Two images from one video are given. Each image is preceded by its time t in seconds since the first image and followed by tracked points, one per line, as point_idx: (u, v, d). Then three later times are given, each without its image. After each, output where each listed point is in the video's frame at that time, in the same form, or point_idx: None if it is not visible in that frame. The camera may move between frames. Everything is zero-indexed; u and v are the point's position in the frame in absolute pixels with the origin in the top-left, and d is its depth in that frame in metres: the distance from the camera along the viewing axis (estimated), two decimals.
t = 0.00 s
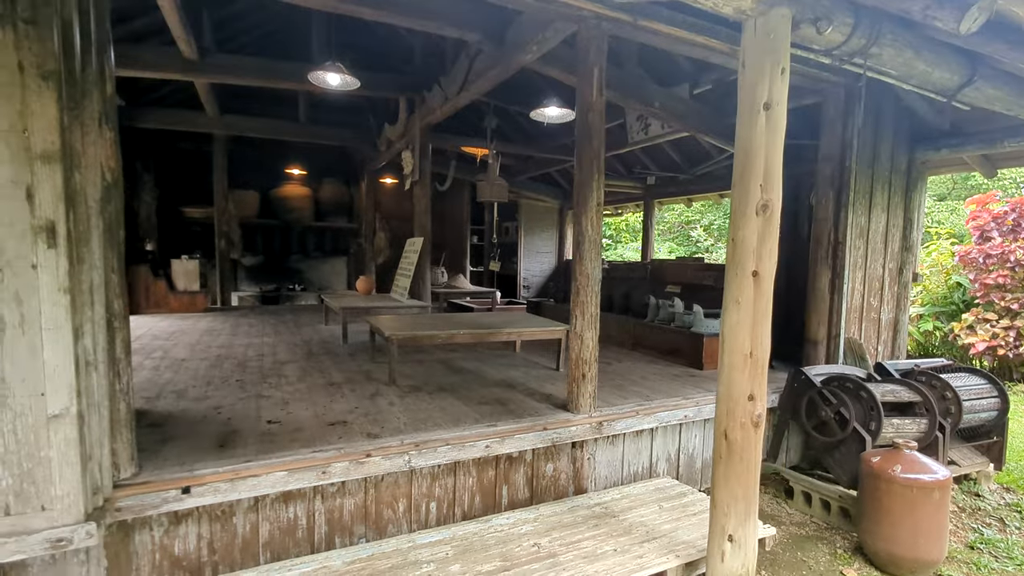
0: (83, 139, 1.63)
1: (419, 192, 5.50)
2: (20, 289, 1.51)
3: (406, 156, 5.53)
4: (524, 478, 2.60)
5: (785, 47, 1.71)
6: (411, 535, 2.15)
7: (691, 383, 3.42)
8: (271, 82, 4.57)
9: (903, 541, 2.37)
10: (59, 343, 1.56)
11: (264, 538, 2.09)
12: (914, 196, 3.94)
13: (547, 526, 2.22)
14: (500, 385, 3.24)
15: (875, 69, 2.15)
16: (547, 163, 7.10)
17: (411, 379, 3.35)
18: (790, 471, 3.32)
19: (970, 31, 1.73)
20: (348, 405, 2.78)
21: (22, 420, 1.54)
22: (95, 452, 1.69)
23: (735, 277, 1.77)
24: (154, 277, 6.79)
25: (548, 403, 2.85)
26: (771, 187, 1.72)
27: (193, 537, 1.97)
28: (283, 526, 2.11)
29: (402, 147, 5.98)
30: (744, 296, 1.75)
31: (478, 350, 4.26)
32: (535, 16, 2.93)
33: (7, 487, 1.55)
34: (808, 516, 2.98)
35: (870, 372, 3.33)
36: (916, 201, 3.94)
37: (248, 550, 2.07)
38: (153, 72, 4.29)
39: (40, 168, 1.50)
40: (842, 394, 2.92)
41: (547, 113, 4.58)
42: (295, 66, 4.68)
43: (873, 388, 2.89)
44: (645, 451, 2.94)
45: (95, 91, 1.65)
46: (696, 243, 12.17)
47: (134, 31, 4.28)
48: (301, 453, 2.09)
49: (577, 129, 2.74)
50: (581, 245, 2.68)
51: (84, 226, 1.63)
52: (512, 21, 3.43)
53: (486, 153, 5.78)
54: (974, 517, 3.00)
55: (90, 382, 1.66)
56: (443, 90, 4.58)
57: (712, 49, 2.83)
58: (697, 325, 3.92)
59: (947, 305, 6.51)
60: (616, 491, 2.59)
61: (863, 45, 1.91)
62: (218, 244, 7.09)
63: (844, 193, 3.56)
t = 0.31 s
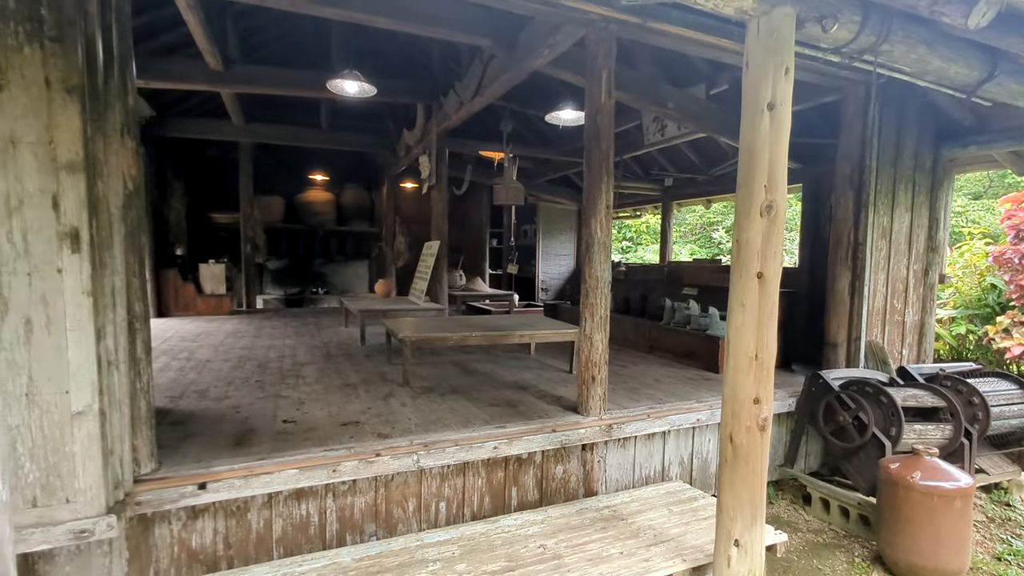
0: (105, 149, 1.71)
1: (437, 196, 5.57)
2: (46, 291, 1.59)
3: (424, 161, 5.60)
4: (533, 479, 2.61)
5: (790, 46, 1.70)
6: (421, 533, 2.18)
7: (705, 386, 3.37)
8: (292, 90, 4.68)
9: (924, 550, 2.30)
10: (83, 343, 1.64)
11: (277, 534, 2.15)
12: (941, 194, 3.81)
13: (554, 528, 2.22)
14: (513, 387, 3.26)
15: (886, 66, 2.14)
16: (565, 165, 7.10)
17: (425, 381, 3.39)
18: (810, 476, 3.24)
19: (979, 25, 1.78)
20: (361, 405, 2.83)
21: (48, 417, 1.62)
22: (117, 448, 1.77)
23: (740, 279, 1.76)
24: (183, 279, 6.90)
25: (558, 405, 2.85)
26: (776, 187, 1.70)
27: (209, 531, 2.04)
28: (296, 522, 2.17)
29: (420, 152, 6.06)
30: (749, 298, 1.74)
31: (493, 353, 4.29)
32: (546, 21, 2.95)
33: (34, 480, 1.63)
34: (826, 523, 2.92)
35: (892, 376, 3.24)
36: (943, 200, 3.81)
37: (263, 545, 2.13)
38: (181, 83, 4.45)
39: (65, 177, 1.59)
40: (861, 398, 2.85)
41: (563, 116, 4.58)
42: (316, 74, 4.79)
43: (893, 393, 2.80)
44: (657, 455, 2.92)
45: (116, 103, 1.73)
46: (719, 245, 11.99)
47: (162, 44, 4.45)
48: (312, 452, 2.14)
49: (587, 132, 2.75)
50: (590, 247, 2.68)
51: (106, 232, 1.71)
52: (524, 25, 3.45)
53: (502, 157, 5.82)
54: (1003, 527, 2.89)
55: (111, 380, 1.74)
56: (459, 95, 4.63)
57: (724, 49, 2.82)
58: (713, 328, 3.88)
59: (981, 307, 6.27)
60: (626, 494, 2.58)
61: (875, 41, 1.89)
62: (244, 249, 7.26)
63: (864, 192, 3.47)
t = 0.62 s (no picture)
0: (128, 161, 1.76)
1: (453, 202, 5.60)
2: (71, 300, 1.65)
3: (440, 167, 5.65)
4: (547, 486, 2.60)
5: (805, 47, 1.66)
6: (433, 539, 2.19)
7: (724, 394, 3.31)
8: (312, 99, 4.77)
9: (951, 565, 2.23)
10: (106, 349, 1.69)
11: (292, 538, 2.18)
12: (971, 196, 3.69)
13: (567, 536, 2.21)
14: (527, 393, 3.25)
15: (907, 66, 2.09)
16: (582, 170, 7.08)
17: (440, 386, 3.41)
18: (833, 486, 3.16)
19: (1002, 23, 1.82)
20: (376, 410, 2.86)
21: (72, 421, 1.67)
22: (138, 451, 1.81)
23: (754, 285, 1.73)
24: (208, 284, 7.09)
25: (572, 412, 2.84)
26: (791, 191, 1.67)
27: (227, 534, 2.08)
28: (311, 527, 2.19)
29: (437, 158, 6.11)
30: (764, 305, 1.71)
31: (509, 359, 4.29)
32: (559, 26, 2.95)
33: (58, 482, 1.69)
34: (850, 536, 2.84)
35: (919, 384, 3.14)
36: (972, 201, 3.69)
37: (278, 548, 2.16)
38: (205, 94, 4.57)
39: (90, 189, 1.64)
40: (885, 407, 2.76)
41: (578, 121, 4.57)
42: (335, 83, 4.87)
43: (920, 401, 2.72)
44: (673, 463, 2.88)
45: (139, 116, 1.80)
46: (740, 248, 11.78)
47: (187, 57, 4.58)
48: (326, 457, 2.16)
49: (600, 137, 2.73)
50: (604, 253, 2.67)
51: (129, 242, 1.76)
52: (538, 31, 3.45)
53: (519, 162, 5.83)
54: None
55: (133, 385, 1.79)
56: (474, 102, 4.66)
57: (740, 51, 2.78)
58: (732, 333, 3.82)
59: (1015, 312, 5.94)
60: (641, 503, 2.55)
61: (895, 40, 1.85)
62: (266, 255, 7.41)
63: (887, 194, 3.38)
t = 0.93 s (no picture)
0: (156, 170, 1.82)
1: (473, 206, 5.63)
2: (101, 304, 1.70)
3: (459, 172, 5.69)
4: (565, 491, 2.58)
5: (827, 46, 1.63)
6: (451, 543, 2.19)
7: (747, 399, 3.25)
8: (334, 106, 4.85)
9: None
10: (134, 352, 1.74)
11: (312, 539, 2.20)
12: (1006, 196, 3.56)
13: (585, 542, 2.19)
14: (546, 397, 3.24)
15: (938, 62, 2.02)
16: (601, 173, 7.05)
17: (458, 390, 3.42)
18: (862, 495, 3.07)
19: None
20: (395, 414, 2.88)
21: (102, 422, 1.73)
22: (164, 452, 1.86)
23: (776, 289, 1.69)
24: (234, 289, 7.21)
25: (591, 417, 2.81)
26: (814, 193, 1.63)
27: (249, 535, 2.12)
28: (330, 528, 2.22)
29: (456, 163, 6.15)
30: (786, 309, 1.67)
31: (528, 363, 4.28)
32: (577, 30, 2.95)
33: (87, 481, 1.74)
34: (879, 547, 2.76)
35: (953, 391, 3.03)
36: (1008, 201, 3.56)
37: (299, 549, 2.19)
38: (232, 103, 4.69)
39: (119, 197, 1.70)
40: (916, 414, 2.68)
41: (598, 124, 4.56)
42: (356, 91, 4.95)
43: (953, 409, 2.63)
44: (694, 469, 2.83)
45: (166, 126, 1.84)
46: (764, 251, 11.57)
47: (215, 68, 4.70)
48: (346, 459, 2.19)
49: (619, 140, 2.72)
50: (622, 256, 2.65)
51: (156, 248, 1.82)
52: (556, 35, 3.46)
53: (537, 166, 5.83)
54: None
55: (159, 388, 1.84)
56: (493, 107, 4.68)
57: (761, 51, 2.74)
58: (754, 337, 3.75)
59: None
60: (661, 510, 2.52)
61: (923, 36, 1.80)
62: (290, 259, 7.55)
63: (917, 194, 3.27)
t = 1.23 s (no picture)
0: (182, 179, 1.87)
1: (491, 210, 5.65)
2: (128, 309, 1.75)
3: (478, 177, 5.71)
4: (583, 498, 2.56)
5: (849, 44, 1.59)
6: (468, 548, 2.19)
7: (771, 406, 3.17)
8: (355, 114, 4.93)
9: None
10: (159, 355, 1.79)
11: (331, 542, 2.22)
12: None
13: (603, 551, 2.16)
14: (565, 402, 3.21)
15: (969, 58, 1.95)
16: (620, 176, 7.00)
17: (477, 394, 3.42)
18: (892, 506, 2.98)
19: None
20: (414, 418, 2.89)
21: (129, 423, 1.78)
22: (188, 453, 1.90)
23: (799, 294, 1.65)
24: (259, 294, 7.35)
25: (610, 423, 2.78)
26: (838, 195, 1.59)
27: (270, 536, 2.15)
28: (349, 531, 2.24)
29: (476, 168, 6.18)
30: (810, 314, 1.63)
31: (547, 367, 4.26)
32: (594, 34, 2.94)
33: (115, 481, 1.79)
34: (911, 561, 2.67)
35: (990, 400, 2.91)
36: None
37: (319, 551, 2.21)
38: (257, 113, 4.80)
39: (146, 205, 1.75)
40: (949, 423, 2.58)
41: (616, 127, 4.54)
42: (377, 98, 5.02)
43: (988, 419, 2.53)
44: (716, 477, 2.78)
45: (192, 135, 1.89)
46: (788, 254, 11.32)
47: (240, 79, 4.82)
48: (364, 463, 2.20)
49: (637, 143, 2.69)
50: (641, 260, 2.62)
51: (181, 255, 1.86)
52: (574, 40, 3.45)
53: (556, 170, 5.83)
54: None
55: (184, 391, 1.88)
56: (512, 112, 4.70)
57: (783, 51, 2.69)
58: (778, 343, 3.67)
59: None
60: (682, 518, 2.47)
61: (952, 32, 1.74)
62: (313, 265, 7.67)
63: (949, 196, 3.16)
